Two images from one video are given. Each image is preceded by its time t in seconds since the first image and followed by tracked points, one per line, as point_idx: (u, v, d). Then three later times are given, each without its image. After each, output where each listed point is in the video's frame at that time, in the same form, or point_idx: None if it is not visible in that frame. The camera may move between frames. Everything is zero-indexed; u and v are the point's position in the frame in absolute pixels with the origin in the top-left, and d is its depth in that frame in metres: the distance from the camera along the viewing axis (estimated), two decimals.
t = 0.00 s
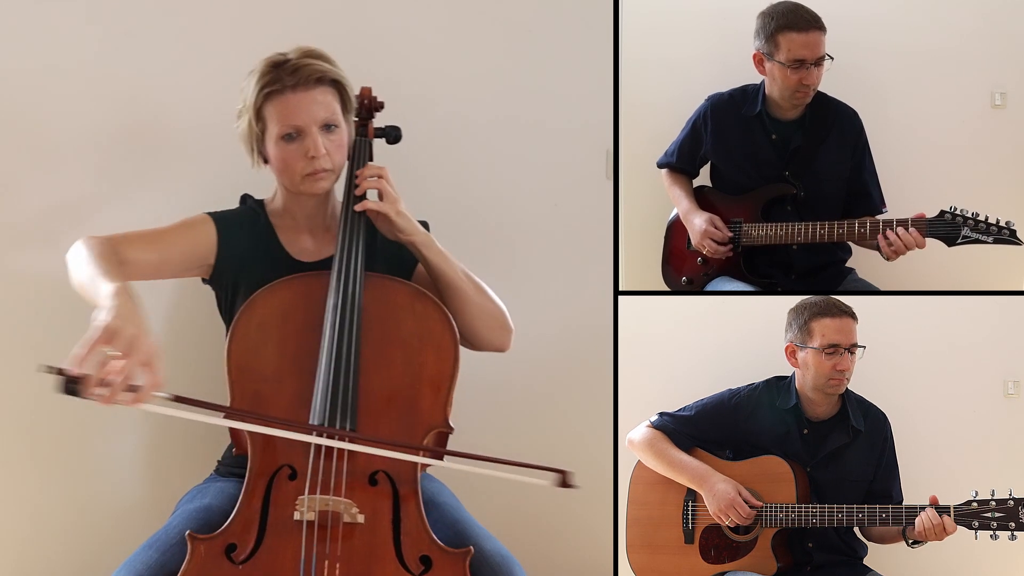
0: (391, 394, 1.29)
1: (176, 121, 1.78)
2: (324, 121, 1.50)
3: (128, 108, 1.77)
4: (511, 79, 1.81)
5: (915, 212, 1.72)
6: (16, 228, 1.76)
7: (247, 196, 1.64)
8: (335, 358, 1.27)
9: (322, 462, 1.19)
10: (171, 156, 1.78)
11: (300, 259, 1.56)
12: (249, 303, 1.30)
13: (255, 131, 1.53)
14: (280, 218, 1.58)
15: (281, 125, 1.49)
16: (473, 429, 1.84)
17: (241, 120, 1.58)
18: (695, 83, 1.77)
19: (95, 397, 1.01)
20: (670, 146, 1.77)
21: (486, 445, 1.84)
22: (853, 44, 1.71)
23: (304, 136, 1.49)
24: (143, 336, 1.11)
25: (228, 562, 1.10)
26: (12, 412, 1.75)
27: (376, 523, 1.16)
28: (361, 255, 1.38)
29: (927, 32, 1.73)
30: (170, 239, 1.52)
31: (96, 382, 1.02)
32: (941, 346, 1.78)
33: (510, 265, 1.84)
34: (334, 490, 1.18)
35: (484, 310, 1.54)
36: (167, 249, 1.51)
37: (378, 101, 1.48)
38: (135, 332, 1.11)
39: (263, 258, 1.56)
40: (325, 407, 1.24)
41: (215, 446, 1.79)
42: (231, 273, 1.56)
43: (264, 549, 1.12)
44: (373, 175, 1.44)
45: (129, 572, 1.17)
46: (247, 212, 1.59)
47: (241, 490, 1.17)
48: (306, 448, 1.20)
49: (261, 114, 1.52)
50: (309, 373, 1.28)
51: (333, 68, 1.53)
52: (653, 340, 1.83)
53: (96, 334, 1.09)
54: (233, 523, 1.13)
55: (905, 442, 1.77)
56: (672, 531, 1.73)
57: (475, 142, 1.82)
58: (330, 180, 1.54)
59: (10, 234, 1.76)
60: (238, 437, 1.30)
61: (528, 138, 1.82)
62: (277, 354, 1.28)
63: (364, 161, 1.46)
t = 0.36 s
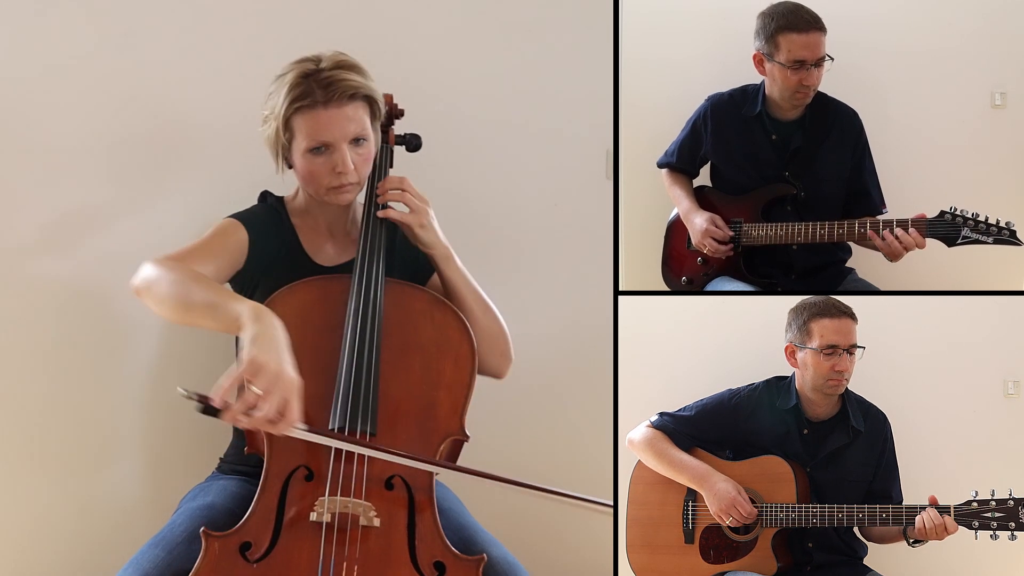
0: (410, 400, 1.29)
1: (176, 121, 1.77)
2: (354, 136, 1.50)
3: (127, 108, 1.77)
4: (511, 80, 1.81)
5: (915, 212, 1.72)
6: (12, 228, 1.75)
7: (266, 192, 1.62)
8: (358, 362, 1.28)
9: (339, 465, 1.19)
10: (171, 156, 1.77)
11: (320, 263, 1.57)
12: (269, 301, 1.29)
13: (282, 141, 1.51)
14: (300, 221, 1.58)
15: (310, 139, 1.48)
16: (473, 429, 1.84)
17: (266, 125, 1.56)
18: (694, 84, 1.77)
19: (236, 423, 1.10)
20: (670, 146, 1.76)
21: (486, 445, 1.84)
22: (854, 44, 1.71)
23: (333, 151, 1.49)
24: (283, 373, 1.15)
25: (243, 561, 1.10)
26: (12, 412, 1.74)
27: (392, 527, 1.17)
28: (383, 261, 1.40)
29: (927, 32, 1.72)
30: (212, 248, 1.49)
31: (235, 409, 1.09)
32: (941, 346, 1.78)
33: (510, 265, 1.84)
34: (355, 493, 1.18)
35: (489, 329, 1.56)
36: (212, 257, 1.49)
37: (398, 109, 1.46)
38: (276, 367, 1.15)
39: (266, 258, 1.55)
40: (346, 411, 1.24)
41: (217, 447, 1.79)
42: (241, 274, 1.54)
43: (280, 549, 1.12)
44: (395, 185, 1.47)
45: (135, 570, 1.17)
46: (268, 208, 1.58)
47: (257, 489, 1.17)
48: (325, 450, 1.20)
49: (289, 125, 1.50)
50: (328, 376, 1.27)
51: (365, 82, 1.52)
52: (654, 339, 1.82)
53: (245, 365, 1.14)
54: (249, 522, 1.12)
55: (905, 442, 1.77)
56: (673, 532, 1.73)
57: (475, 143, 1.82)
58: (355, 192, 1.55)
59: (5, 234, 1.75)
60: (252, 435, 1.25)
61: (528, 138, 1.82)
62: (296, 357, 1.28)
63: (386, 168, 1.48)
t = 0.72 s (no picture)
0: (408, 399, 1.30)
1: (175, 121, 1.77)
2: (351, 150, 1.50)
3: (127, 109, 1.77)
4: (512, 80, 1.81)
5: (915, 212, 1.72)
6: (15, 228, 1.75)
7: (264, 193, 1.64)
8: (354, 362, 1.29)
9: (336, 463, 1.20)
10: (170, 156, 1.77)
11: (316, 266, 1.59)
12: (263, 303, 1.29)
13: (281, 151, 1.54)
14: (299, 221, 1.59)
15: (307, 153, 1.49)
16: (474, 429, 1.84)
17: (264, 133, 1.58)
18: (694, 85, 1.76)
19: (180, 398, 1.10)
20: (670, 146, 1.76)
21: (485, 444, 1.84)
22: (854, 45, 1.71)
23: (330, 165, 1.50)
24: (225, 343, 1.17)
25: (240, 561, 1.10)
26: (11, 412, 1.74)
27: (389, 526, 1.17)
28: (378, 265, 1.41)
29: (927, 33, 1.73)
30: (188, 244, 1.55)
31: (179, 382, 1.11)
32: (941, 346, 1.79)
33: (510, 266, 1.84)
34: (350, 493, 1.19)
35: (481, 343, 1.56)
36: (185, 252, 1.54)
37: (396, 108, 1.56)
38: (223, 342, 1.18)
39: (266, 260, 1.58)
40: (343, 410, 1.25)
41: (216, 447, 1.79)
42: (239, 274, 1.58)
43: (277, 549, 1.12)
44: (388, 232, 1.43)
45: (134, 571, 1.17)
46: (267, 210, 1.60)
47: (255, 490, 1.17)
48: (322, 449, 1.21)
49: (286, 137, 1.52)
50: (325, 376, 1.28)
51: (364, 97, 1.52)
52: (654, 340, 1.81)
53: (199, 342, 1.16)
54: (246, 522, 1.12)
55: (905, 442, 1.77)
56: (673, 532, 1.73)
57: (475, 143, 1.82)
58: (353, 204, 1.55)
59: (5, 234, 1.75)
60: (249, 434, 1.25)
61: (528, 138, 1.82)
62: (293, 356, 1.28)
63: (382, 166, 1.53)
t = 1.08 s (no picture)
0: (401, 398, 1.28)
1: (175, 121, 1.77)
2: (340, 160, 1.44)
3: (127, 110, 1.76)
4: (511, 80, 1.81)
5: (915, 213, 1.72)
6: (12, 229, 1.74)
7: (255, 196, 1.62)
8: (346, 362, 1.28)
9: (331, 464, 1.19)
10: (170, 156, 1.77)
11: (308, 267, 1.57)
12: (258, 304, 1.30)
13: (268, 158, 1.46)
14: (290, 222, 1.58)
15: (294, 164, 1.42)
16: (474, 428, 1.85)
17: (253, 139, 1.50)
18: (695, 84, 1.75)
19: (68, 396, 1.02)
20: (670, 146, 1.75)
21: (486, 444, 1.84)
22: (854, 45, 1.71)
23: (317, 175, 1.43)
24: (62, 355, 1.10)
25: (235, 562, 1.10)
26: (11, 413, 1.74)
27: (383, 525, 1.15)
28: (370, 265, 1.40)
29: (927, 32, 1.72)
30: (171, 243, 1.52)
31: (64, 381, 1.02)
32: (941, 346, 1.79)
33: (509, 266, 1.84)
34: (342, 492, 1.18)
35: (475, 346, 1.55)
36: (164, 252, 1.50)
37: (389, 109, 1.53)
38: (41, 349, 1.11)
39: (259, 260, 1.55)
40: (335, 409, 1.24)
41: (215, 447, 1.78)
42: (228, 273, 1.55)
43: (271, 549, 1.11)
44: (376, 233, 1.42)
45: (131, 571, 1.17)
46: (254, 213, 1.58)
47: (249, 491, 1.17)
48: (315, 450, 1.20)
49: (273, 146, 1.44)
50: (318, 376, 1.28)
51: (352, 106, 1.45)
52: (654, 340, 1.82)
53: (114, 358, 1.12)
54: (241, 523, 1.13)
55: (905, 442, 1.77)
56: (672, 532, 1.73)
57: (475, 143, 1.82)
58: (342, 208, 1.51)
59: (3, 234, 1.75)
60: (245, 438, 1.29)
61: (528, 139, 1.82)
62: (286, 357, 1.28)
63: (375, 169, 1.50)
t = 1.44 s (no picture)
0: (396, 397, 1.29)
1: (176, 121, 1.77)
2: (326, 156, 1.51)
3: (127, 109, 1.76)
4: (511, 80, 1.81)
5: (915, 213, 1.72)
6: (15, 227, 1.75)
7: (245, 198, 1.62)
8: (340, 361, 1.28)
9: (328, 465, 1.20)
10: (170, 155, 1.77)
11: (301, 266, 1.57)
12: (253, 305, 1.31)
13: (255, 157, 1.53)
14: (280, 222, 1.57)
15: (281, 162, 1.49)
16: (474, 429, 1.84)
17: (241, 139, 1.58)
18: (695, 83, 1.77)
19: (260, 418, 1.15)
20: (670, 146, 1.76)
21: (486, 443, 1.84)
22: (854, 45, 1.71)
23: (304, 172, 1.50)
24: (304, 365, 1.21)
25: (231, 563, 1.10)
26: (10, 413, 1.74)
27: (379, 524, 1.16)
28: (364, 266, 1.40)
29: (927, 32, 1.72)
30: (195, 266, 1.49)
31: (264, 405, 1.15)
32: (941, 346, 1.78)
33: (509, 266, 1.83)
34: (337, 491, 1.18)
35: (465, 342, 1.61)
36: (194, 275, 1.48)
37: (381, 109, 1.50)
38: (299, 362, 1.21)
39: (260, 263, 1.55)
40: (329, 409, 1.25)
41: (215, 447, 1.78)
42: (229, 277, 1.53)
43: (267, 550, 1.11)
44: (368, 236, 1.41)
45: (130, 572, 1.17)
46: (246, 214, 1.57)
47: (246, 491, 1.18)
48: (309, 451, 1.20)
49: (260, 144, 1.51)
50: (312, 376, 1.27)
51: (337, 103, 1.52)
52: (653, 341, 1.81)
53: (265, 359, 1.19)
54: (236, 526, 1.12)
55: (905, 442, 1.77)
56: (672, 532, 1.73)
57: (475, 143, 1.82)
58: (331, 206, 1.56)
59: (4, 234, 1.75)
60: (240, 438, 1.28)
61: (528, 138, 1.82)
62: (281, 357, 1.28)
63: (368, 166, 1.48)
